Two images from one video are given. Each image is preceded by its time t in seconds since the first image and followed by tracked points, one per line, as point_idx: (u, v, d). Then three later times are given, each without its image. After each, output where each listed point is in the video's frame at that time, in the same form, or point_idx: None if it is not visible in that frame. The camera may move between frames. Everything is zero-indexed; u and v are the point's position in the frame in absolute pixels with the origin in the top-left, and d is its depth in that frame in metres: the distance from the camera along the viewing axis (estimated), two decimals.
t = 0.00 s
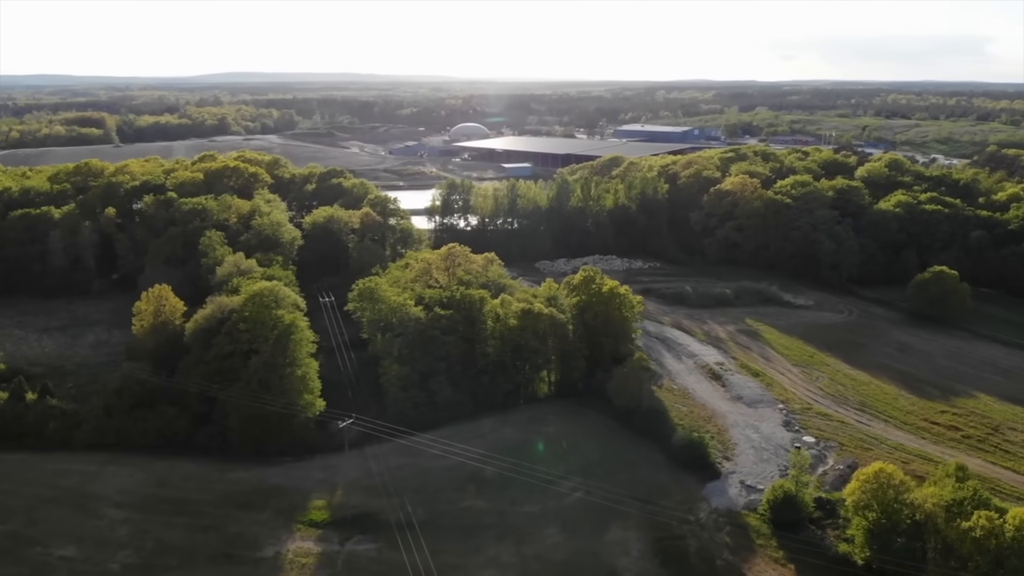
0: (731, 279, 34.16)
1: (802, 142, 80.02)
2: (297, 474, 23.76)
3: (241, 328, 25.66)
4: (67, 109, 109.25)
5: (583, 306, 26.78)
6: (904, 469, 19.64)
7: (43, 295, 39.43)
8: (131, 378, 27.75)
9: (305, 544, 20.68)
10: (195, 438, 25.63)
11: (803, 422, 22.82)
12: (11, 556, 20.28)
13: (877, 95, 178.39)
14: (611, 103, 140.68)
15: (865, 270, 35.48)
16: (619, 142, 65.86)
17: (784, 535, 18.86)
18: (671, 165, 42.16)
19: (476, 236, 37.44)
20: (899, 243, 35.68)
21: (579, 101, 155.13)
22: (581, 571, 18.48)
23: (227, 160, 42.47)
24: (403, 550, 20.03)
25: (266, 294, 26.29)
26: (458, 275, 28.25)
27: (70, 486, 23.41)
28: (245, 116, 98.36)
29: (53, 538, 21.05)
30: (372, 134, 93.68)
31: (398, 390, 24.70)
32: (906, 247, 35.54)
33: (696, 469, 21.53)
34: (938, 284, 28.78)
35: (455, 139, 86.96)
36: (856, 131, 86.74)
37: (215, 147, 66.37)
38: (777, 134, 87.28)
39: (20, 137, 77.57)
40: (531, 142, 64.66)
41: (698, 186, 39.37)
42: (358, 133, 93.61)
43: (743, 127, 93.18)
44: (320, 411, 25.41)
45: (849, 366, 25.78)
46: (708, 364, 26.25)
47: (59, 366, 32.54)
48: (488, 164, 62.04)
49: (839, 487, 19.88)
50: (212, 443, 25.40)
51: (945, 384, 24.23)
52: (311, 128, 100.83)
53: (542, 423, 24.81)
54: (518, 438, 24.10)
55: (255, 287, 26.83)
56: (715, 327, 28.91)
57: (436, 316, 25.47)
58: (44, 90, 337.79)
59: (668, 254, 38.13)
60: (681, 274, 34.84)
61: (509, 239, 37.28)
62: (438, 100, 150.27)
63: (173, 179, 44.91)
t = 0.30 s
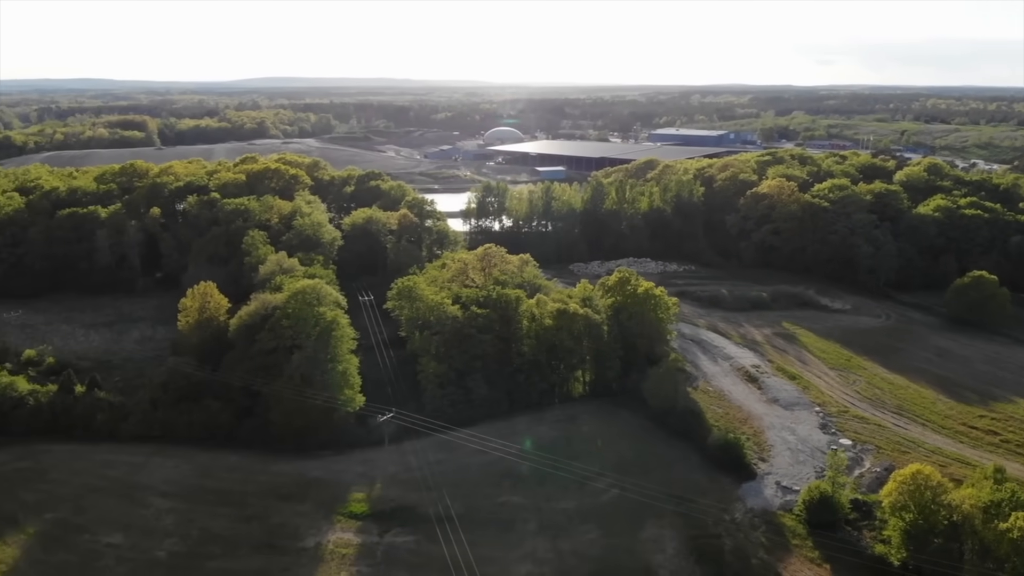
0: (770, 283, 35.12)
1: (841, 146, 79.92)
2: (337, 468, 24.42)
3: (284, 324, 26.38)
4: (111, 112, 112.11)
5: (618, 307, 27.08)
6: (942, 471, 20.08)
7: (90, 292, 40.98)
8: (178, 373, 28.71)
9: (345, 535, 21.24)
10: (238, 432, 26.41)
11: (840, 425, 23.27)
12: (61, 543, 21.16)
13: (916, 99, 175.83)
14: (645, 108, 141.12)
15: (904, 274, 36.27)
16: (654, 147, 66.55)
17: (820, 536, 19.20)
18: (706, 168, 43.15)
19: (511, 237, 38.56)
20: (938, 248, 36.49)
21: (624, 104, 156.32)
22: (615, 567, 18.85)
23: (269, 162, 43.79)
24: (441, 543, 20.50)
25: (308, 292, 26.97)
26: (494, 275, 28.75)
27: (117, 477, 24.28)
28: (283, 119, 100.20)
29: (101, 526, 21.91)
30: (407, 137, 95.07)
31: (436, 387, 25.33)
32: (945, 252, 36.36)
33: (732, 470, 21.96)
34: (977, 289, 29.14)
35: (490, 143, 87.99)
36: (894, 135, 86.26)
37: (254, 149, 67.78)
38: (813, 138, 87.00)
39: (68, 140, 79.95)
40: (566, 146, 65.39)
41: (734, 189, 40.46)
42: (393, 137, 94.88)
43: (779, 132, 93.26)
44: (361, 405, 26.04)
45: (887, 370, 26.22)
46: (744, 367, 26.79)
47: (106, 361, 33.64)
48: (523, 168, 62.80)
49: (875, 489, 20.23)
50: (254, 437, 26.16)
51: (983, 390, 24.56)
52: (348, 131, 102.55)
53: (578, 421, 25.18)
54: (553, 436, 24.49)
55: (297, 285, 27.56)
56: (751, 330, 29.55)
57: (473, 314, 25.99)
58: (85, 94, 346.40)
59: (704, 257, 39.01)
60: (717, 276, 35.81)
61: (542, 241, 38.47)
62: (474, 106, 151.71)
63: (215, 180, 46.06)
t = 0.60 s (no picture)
0: (808, 288, 35.52)
1: (879, 150, 79.38)
2: (376, 462, 25.02)
3: (326, 321, 27.17)
4: (152, 115, 115.02)
5: (653, 308, 27.48)
6: (980, 474, 20.37)
7: (135, 289, 42.36)
8: (221, 367, 29.59)
9: (384, 527, 21.79)
10: (280, 425, 27.16)
11: (877, 428, 23.59)
12: (109, 530, 22.00)
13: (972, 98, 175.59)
14: (679, 112, 141.07)
15: (943, 279, 36.36)
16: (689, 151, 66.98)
17: (856, 537, 19.48)
18: (743, 172, 43.79)
19: (545, 238, 39.63)
20: (978, 253, 36.62)
21: (658, 108, 156.48)
22: (650, 564, 19.19)
23: (309, 164, 45.80)
24: (479, 536, 20.99)
25: (349, 290, 27.62)
26: (529, 275, 29.23)
27: (163, 467, 25.13)
28: (321, 123, 101.96)
29: (147, 515, 22.73)
30: (442, 141, 96.23)
31: (473, 385, 25.89)
32: (985, 257, 36.52)
33: (767, 471, 22.31)
34: (1016, 294, 29.34)
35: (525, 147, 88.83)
36: (933, 140, 85.47)
37: (294, 152, 69.23)
38: (851, 142, 86.32)
39: (113, 143, 82.29)
40: (601, 149, 66.03)
41: (771, 193, 40.87)
42: (428, 141, 96.14)
43: (816, 136, 92.87)
44: (398, 401, 26.60)
45: (925, 374, 26.49)
46: (781, 369, 27.16)
47: (152, 356, 34.74)
48: (558, 171, 63.51)
49: (912, 491, 20.50)
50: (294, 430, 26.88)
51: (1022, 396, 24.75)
52: (383, 135, 104.07)
53: (613, 420, 25.53)
54: (588, 435, 24.83)
55: (339, 283, 28.31)
56: (787, 333, 29.98)
57: (509, 313, 26.53)
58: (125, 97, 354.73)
59: (740, 260, 39.28)
60: (754, 281, 36.45)
61: (577, 244, 39.58)
62: (508, 110, 153.19)
63: (257, 182, 47.37)
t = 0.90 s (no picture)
0: (846, 292, 35.78)
1: (918, 155, 78.79)
2: (414, 457, 25.62)
3: (365, 319, 27.83)
4: (192, 119, 117.69)
5: (689, 310, 27.88)
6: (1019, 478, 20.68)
7: (179, 287, 43.65)
8: (265, 363, 30.46)
9: (422, 520, 22.34)
10: (321, 420, 27.96)
11: (915, 431, 23.89)
12: (156, 519, 22.82)
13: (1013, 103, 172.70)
14: (713, 117, 140.83)
15: (982, 285, 36.49)
16: (724, 155, 67.20)
17: (892, 539, 19.68)
18: (780, 175, 43.98)
19: (580, 241, 40.30)
20: (1018, 259, 36.66)
21: (692, 112, 156.27)
22: (685, 562, 19.50)
23: (348, 167, 47.42)
24: (515, 532, 21.47)
25: (388, 288, 28.40)
26: (565, 276, 29.73)
27: (208, 459, 25.99)
28: (357, 128, 103.52)
29: (192, 505, 23.53)
30: (476, 145, 97.19)
31: (509, 383, 26.53)
32: None
33: (803, 472, 22.63)
34: None
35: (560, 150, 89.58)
36: (974, 145, 84.52)
37: (332, 155, 70.58)
38: (890, 146, 85.67)
39: (155, 146, 84.40)
40: (636, 153, 66.48)
41: (809, 196, 41.05)
42: (464, 145, 97.20)
43: (853, 140, 92.24)
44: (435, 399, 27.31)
45: (963, 379, 26.79)
46: (818, 373, 27.47)
47: (196, 352, 35.80)
48: (592, 174, 64.11)
49: (950, 495, 20.73)
50: (334, 425, 27.59)
51: None
52: (418, 139, 105.40)
53: (649, 420, 25.91)
54: (623, 435, 25.18)
55: (379, 282, 29.10)
56: (824, 337, 30.33)
57: (545, 313, 26.93)
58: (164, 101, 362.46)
59: (776, 264, 39.60)
60: (790, 284, 37.04)
61: (611, 246, 39.99)
62: (541, 114, 154.08)
63: (298, 183, 48.64)
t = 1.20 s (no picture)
0: (883, 296, 35.82)
1: (959, 159, 77.88)
2: (451, 453, 26.21)
3: (405, 317, 28.57)
4: (230, 123, 120.16)
5: (725, 312, 28.19)
6: None
7: (221, 287, 44.87)
8: (305, 360, 31.24)
9: (459, 514, 22.90)
10: (360, 417, 28.51)
11: (952, 435, 24.08)
12: (201, 510, 23.62)
13: None
14: (748, 121, 140.16)
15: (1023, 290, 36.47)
16: (759, 160, 67.13)
17: (929, 541, 19.85)
18: (817, 179, 44.04)
19: (615, 244, 40.80)
20: None
21: (726, 117, 155.56)
22: (719, 560, 19.78)
23: (386, 170, 48.50)
24: (551, 528, 21.89)
25: (427, 288, 29.12)
26: (600, 277, 30.14)
27: (250, 453, 26.80)
28: (393, 132, 104.94)
29: (236, 496, 24.29)
30: (510, 149, 97.95)
31: (543, 382, 27.08)
32: None
33: (840, 474, 22.80)
34: None
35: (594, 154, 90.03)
36: (1017, 149, 83.21)
37: (368, 159, 71.83)
38: (930, 151, 84.69)
39: (196, 149, 86.56)
40: (670, 157, 66.68)
41: (847, 200, 41.14)
42: (498, 149, 97.99)
43: (891, 144, 91.33)
44: (471, 396, 27.86)
45: (1002, 385, 27.04)
46: (855, 376, 27.65)
47: (238, 348, 36.85)
48: (626, 177, 64.48)
49: (988, 498, 20.86)
50: (373, 421, 28.31)
51: None
52: (452, 144, 106.49)
53: (685, 421, 26.27)
54: (657, 435, 25.50)
55: (417, 282, 29.78)
56: (862, 341, 30.53)
57: (580, 313, 27.25)
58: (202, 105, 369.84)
59: (813, 268, 39.71)
60: (828, 289, 37.13)
61: (646, 249, 40.38)
62: (574, 118, 154.45)
63: (337, 185, 49.76)
